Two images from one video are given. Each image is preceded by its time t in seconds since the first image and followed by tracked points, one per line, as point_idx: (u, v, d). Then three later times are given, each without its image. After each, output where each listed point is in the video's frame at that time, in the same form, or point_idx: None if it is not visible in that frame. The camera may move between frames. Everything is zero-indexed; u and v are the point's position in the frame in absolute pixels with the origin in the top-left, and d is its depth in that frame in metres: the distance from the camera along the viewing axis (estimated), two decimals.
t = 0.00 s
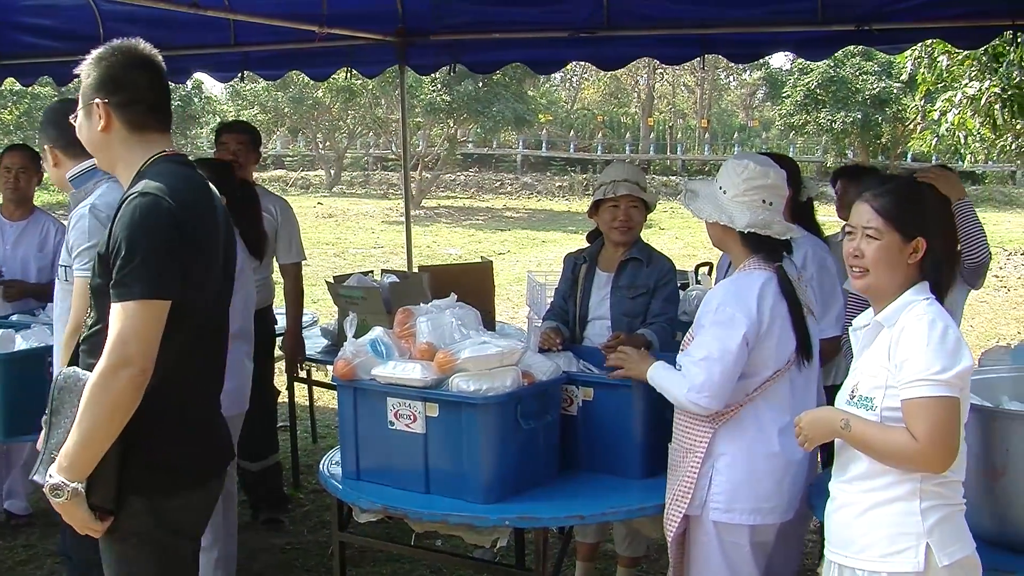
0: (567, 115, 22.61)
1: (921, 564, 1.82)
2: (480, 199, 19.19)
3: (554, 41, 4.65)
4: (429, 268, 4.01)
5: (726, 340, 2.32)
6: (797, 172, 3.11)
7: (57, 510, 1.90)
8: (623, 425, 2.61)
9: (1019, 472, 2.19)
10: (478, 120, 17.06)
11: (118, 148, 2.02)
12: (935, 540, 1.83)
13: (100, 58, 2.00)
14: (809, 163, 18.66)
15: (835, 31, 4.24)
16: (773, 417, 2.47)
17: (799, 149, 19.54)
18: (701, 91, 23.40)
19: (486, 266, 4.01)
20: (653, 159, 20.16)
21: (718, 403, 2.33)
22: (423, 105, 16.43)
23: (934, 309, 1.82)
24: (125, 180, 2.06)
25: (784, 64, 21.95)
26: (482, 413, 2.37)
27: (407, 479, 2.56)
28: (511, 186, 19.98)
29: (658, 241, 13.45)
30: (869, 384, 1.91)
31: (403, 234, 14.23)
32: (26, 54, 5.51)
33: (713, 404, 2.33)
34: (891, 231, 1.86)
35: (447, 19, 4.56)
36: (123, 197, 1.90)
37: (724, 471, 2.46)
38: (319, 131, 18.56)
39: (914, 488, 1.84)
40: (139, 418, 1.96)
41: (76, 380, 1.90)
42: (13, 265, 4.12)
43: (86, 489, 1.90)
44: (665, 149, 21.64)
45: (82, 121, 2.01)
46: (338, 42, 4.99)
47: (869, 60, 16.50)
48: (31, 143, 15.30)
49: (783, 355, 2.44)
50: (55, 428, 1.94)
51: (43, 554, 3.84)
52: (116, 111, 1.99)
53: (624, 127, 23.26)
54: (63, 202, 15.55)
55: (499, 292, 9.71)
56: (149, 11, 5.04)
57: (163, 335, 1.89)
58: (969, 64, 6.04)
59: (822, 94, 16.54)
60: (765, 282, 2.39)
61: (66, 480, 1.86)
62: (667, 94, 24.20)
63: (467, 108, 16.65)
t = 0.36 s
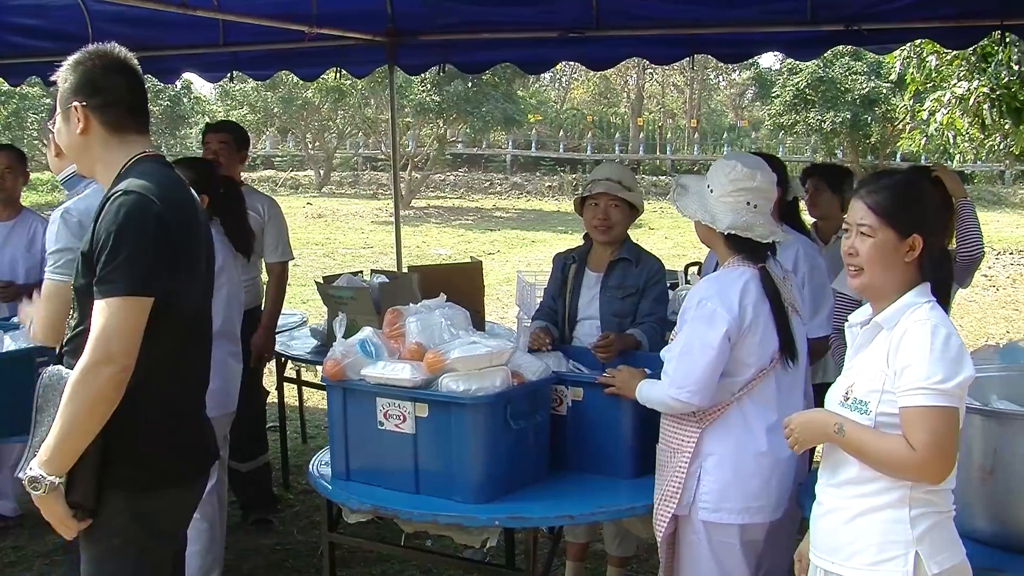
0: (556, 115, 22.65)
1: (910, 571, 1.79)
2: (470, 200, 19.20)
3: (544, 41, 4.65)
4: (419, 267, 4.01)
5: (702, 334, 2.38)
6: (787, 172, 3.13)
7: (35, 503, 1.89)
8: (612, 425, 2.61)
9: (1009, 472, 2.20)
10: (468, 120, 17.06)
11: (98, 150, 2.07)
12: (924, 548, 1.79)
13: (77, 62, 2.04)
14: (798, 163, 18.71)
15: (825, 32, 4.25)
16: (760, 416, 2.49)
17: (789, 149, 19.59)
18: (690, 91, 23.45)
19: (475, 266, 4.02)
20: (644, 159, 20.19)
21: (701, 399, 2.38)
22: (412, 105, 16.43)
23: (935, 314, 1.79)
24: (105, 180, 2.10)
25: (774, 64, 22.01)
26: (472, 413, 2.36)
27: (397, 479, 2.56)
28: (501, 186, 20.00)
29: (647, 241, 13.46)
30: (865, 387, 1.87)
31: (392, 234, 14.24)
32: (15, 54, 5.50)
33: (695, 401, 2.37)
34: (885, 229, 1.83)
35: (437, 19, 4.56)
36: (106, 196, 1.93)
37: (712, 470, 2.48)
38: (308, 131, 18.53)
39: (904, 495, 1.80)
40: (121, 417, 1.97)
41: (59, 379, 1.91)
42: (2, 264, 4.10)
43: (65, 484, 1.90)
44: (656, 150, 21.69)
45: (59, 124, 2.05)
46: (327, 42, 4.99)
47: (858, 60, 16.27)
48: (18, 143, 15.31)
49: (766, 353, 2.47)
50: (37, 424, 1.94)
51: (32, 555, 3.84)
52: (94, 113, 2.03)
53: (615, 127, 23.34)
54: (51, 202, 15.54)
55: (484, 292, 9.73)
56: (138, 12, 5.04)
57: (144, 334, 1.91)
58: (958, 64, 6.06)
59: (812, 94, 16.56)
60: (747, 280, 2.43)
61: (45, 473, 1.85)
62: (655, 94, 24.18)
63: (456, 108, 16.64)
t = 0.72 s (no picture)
0: (545, 115, 22.70)
1: None
2: (459, 199, 19.21)
3: (534, 41, 4.67)
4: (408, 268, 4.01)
5: (692, 334, 2.37)
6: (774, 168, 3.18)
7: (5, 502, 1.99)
8: (602, 425, 2.61)
9: (997, 469, 2.21)
10: (458, 120, 17.08)
11: (85, 147, 2.12)
12: (908, 558, 1.78)
13: (68, 60, 2.09)
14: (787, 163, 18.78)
15: (813, 32, 4.26)
16: (750, 416, 2.49)
17: (778, 148, 19.65)
18: (679, 91, 23.51)
19: (463, 267, 4.02)
20: (634, 159, 20.23)
21: (690, 399, 2.38)
22: (402, 105, 16.44)
23: (925, 321, 1.77)
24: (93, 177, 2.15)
25: (763, 64, 22.11)
26: (460, 413, 2.37)
27: (385, 480, 2.56)
28: (490, 185, 20.01)
29: (635, 241, 13.45)
30: (853, 397, 1.84)
31: (381, 234, 14.25)
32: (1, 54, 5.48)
33: (685, 401, 2.38)
34: (849, 228, 1.84)
35: (426, 19, 4.56)
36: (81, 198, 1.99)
37: (702, 470, 2.48)
38: (296, 131, 18.51)
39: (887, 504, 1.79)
40: (97, 415, 2.05)
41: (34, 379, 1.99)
42: None
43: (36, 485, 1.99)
44: (645, 149, 21.75)
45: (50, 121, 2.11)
46: (317, 42, 4.99)
47: (847, 61, 16.35)
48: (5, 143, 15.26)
49: (755, 353, 2.47)
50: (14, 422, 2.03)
51: (21, 556, 3.83)
52: (82, 111, 2.08)
53: (604, 127, 23.40)
54: (37, 203, 15.49)
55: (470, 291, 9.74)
56: (127, 12, 5.03)
57: (114, 333, 1.98)
58: (946, 64, 6.08)
59: (800, 94, 16.67)
60: (736, 280, 2.43)
61: (12, 473, 1.95)
62: (645, 94, 24.20)
63: (446, 108, 16.63)
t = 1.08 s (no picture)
0: (535, 115, 22.74)
1: None
2: (448, 199, 19.22)
3: (521, 41, 4.66)
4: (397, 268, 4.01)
5: (681, 336, 2.38)
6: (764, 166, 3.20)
7: None
8: (593, 426, 2.61)
9: (984, 467, 2.21)
10: (447, 120, 17.08)
11: (82, 145, 2.15)
12: (884, 566, 1.80)
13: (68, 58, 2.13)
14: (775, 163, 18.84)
15: (803, 32, 4.27)
16: (739, 416, 2.50)
17: (767, 148, 19.71)
18: (668, 91, 23.57)
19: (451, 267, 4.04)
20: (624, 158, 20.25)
21: (680, 399, 2.39)
22: (391, 105, 16.44)
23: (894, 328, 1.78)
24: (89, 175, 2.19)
25: (752, 64, 22.20)
26: (449, 413, 2.37)
27: (375, 480, 2.56)
28: (479, 185, 20.03)
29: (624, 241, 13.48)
30: (822, 405, 1.89)
31: (370, 234, 14.26)
32: None
33: (675, 401, 2.38)
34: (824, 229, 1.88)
35: (414, 20, 4.56)
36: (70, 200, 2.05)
37: (692, 470, 2.48)
38: (286, 131, 18.49)
39: (859, 512, 1.81)
40: (85, 416, 2.09)
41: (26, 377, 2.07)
42: None
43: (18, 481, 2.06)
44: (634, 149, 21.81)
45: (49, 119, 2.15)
46: (305, 42, 4.98)
47: (836, 60, 16.48)
48: None
49: (745, 353, 2.47)
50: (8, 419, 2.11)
51: (10, 559, 3.81)
52: (80, 109, 2.11)
53: (591, 127, 24.02)
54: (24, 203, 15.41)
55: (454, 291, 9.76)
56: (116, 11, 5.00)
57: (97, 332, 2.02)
58: (934, 64, 6.12)
59: (790, 94, 16.79)
60: (726, 280, 2.43)
61: None
62: (634, 94, 24.24)
63: (435, 108, 16.61)
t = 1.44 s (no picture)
0: (522, 115, 22.77)
1: None
2: (435, 199, 19.23)
3: (506, 41, 4.67)
4: (384, 269, 4.03)
5: (668, 336, 2.38)
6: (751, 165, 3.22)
7: None
8: (580, 426, 2.62)
9: (971, 466, 2.22)
10: (434, 120, 17.08)
11: (69, 153, 2.15)
12: (852, 558, 1.85)
13: (46, 72, 2.14)
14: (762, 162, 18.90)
15: (789, 32, 4.28)
16: (726, 416, 2.50)
17: (754, 147, 19.77)
18: (655, 90, 23.61)
19: (439, 267, 4.06)
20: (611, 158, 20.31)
21: (667, 399, 2.39)
22: (377, 105, 16.45)
23: (867, 323, 1.79)
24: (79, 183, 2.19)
25: (739, 64, 22.29)
26: (435, 413, 2.36)
27: (362, 480, 2.56)
28: (466, 185, 20.04)
29: (610, 241, 13.50)
30: (795, 395, 1.94)
31: (357, 234, 14.28)
32: None
33: (662, 401, 2.38)
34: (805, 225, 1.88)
35: (401, 19, 4.56)
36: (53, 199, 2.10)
37: (679, 470, 2.48)
38: (272, 132, 18.46)
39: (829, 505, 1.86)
40: (74, 414, 2.11)
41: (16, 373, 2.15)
42: None
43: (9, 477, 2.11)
44: (621, 148, 21.87)
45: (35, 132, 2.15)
46: (291, 42, 4.98)
47: (823, 60, 16.53)
48: None
49: (732, 353, 2.48)
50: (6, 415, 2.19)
51: None
52: (63, 117, 2.12)
53: (578, 128, 23.92)
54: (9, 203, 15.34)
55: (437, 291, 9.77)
56: (101, 11, 4.97)
57: (64, 324, 2.05)
58: (920, 64, 6.13)
59: (776, 94, 16.82)
60: (713, 280, 2.43)
61: None
62: (621, 94, 24.28)
63: (422, 108, 16.63)
